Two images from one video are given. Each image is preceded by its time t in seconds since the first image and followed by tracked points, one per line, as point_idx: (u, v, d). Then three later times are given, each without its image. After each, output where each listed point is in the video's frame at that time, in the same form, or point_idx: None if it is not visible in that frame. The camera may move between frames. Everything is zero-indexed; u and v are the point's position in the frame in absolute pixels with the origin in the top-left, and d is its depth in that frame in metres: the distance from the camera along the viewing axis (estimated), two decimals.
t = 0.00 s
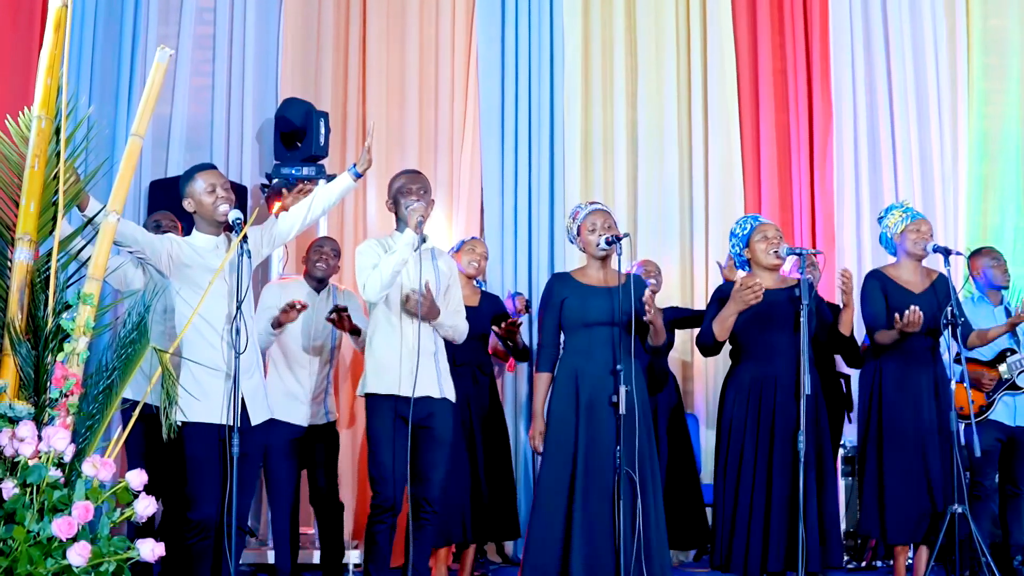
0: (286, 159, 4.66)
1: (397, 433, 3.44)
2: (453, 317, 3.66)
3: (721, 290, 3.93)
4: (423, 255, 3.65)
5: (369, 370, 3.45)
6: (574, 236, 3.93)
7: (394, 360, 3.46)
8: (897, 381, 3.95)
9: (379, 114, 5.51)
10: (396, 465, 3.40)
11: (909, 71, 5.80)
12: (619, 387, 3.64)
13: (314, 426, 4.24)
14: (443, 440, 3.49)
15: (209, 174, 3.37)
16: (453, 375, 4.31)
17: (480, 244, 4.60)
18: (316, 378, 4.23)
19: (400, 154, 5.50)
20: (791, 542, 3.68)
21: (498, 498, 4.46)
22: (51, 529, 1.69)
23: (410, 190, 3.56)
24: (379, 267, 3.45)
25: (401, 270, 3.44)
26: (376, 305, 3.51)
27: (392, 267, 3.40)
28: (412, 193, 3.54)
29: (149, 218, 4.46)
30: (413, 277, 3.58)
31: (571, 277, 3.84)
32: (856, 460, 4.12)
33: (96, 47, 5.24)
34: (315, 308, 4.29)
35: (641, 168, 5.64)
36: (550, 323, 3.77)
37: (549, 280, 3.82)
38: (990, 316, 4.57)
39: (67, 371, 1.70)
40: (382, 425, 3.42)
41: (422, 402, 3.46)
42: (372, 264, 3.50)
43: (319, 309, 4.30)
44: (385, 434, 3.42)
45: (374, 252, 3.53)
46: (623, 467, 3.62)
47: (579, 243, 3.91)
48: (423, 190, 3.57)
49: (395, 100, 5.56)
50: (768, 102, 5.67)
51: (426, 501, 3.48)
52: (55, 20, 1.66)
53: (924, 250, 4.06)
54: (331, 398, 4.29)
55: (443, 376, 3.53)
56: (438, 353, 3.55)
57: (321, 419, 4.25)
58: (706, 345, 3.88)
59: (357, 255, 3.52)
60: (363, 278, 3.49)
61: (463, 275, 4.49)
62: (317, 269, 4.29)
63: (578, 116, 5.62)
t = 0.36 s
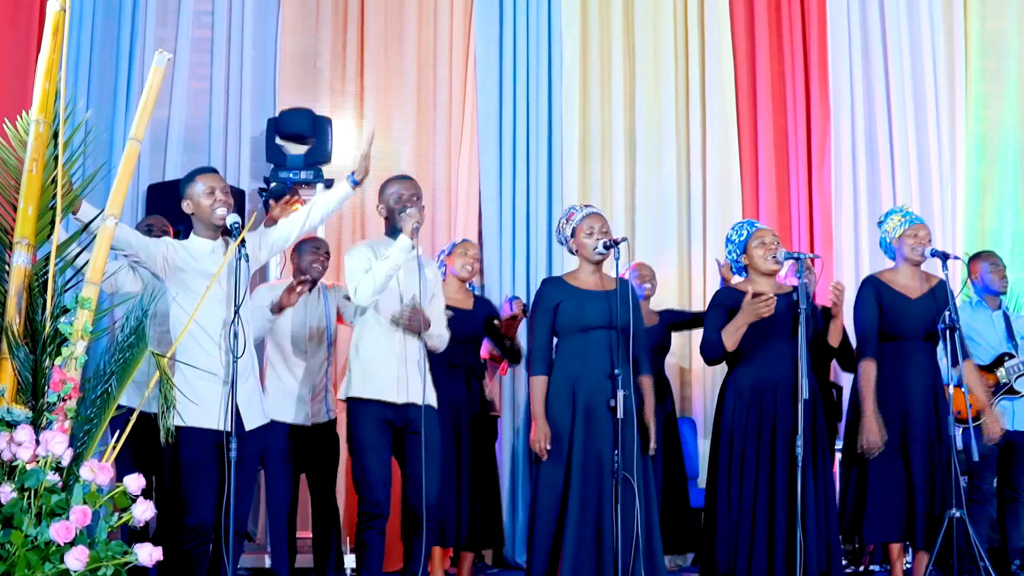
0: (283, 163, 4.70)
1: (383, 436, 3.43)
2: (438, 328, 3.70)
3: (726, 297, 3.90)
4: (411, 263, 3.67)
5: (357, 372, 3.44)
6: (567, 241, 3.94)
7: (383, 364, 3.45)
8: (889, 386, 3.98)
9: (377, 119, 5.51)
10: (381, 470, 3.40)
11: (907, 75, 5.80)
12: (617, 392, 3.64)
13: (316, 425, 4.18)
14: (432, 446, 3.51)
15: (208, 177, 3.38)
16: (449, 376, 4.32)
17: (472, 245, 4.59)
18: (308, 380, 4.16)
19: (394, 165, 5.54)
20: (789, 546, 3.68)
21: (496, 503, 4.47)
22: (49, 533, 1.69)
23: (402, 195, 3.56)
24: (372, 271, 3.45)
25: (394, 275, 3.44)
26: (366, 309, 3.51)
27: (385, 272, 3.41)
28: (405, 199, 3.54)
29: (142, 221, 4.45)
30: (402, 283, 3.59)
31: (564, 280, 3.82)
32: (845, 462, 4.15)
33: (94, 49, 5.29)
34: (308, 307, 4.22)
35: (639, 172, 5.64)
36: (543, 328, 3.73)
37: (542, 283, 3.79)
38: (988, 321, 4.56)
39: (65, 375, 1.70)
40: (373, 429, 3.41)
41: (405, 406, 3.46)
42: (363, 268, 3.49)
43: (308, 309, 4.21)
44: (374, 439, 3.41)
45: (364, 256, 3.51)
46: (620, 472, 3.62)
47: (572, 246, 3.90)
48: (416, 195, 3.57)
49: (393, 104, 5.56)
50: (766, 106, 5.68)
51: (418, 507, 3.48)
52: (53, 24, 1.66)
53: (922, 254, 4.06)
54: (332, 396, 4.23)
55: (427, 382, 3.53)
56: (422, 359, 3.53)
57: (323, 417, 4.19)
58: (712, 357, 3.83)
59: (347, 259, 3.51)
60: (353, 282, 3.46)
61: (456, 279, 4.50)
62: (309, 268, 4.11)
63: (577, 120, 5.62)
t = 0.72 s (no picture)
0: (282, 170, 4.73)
1: (386, 443, 3.42)
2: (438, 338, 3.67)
3: (727, 302, 3.90)
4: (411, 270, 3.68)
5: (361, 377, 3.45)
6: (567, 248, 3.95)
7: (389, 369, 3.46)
8: (890, 391, 3.98)
9: (377, 126, 5.52)
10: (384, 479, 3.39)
11: (905, 82, 5.82)
12: (616, 399, 3.65)
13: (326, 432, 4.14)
14: (431, 450, 3.49)
15: (210, 182, 3.38)
16: (450, 382, 4.31)
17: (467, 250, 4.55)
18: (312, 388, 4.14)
19: (397, 168, 5.52)
20: (787, 553, 3.69)
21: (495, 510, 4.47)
22: (48, 540, 1.69)
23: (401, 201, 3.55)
24: (377, 276, 3.44)
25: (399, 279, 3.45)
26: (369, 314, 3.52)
27: (392, 277, 3.41)
28: (405, 204, 3.54)
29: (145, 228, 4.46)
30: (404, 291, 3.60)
31: (562, 287, 3.79)
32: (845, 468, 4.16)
33: (94, 56, 5.30)
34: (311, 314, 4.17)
35: (638, 179, 5.65)
36: (545, 333, 3.70)
37: (540, 290, 3.76)
38: (986, 327, 4.56)
39: (64, 382, 1.70)
40: (374, 435, 3.41)
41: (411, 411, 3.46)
42: (367, 274, 3.48)
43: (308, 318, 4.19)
44: (377, 445, 3.40)
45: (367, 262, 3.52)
46: (619, 479, 3.62)
47: (571, 253, 3.91)
48: (415, 201, 3.56)
49: (392, 112, 5.58)
50: (765, 114, 5.69)
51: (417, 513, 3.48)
52: (53, 31, 1.67)
53: (922, 260, 4.08)
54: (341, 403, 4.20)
55: (429, 385, 3.53)
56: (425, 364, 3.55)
57: (333, 424, 4.16)
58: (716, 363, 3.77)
59: (349, 268, 3.50)
60: (358, 289, 3.46)
61: (452, 285, 4.49)
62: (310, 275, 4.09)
63: (576, 127, 5.63)
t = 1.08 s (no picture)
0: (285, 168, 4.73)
1: (393, 444, 3.42)
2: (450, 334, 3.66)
3: (728, 300, 3.91)
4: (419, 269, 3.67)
5: (368, 384, 3.44)
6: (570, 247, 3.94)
7: (395, 373, 3.47)
8: (896, 390, 3.98)
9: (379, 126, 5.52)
10: (392, 477, 3.39)
11: (907, 81, 5.81)
12: (618, 398, 3.65)
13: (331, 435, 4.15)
14: (440, 450, 3.50)
15: (212, 183, 3.39)
16: (456, 384, 4.32)
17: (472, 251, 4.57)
18: (322, 388, 4.15)
19: (399, 171, 5.54)
20: (791, 550, 3.69)
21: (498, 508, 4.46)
22: (51, 538, 1.69)
23: (405, 202, 3.54)
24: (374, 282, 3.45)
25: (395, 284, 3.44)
26: (374, 318, 3.53)
27: (387, 282, 3.41)
28: (407, 206, 3.52)
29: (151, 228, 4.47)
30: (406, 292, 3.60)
31: (568, 287, 3.76)
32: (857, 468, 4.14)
33: (96, 55, 5.31)
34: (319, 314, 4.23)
35: (640, 177, 5.65)
36: (554, 336, 3.67)
37: (549, 291, 3.73)
38: (988, 327, 4.60)
39: (67, 381, 1.70)
40: (384, 437, 3.41)
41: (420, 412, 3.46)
42: (367, 279, 3.52)
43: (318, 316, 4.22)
44: (384, 447, 3.41)
45: (371, 266, 3.56)
46: (621, 476, 3.64)
47: (575, 254, 3.90)
48: (418, 202, 3.54)
49: (395, 111, 5.59)
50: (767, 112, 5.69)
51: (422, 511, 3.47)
52: (55, 31, 1.67)
53: (927, 261, 4.06)
54: (348, 406, 4.19)
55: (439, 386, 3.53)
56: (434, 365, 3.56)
57: (340, 428, 4.16)
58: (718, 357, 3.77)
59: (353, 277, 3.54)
60: (358, 293, 3.49)
61: (458, 286, 4.49)
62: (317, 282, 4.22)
63: (578, 126, 5.62)
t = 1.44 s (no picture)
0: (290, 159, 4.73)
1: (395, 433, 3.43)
2: (452, 325, 3.63)
3: (733, 292, 3.89)
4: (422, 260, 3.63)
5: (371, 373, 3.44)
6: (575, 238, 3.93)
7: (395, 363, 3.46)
8: (900, 380, 3.96)
9: (383, 117, 5.51)
10: (396, 467, 3.39)
11: (913, 72, 5.79)
12: (623, 388, 3.64)
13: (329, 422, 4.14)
14: (444, 440, 3.49)
15: (217, 173, 3.39)
16: (457, 374, 4.30)
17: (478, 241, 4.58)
18: (323, 374, 4.16)
19: (403, 164, 5.53)
20: (795, 541, 3.69)
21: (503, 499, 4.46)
22: (56, 529, 1.69)
23: (408, 193, 3.54)
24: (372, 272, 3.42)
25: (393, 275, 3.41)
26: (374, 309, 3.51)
27: (384, 274, 3.37)
28: (410, 198, 3.52)
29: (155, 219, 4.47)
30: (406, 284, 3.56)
31: (570, 279, 3.81)
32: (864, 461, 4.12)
33: (100, 47, 5.29)
34: (325, 302, 4.27)
35: (645, 168, 5.64)
36: (551, 325, 3.73)
37: (550, 282, 3.78)
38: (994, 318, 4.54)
39: (71, 370, 1.71)
40: (384, 426, 3.42)
41: (422, 402, 3.46)
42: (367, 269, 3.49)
43: (325, 303, 4.26)
44: (386, 435, 3.41)
45: (372, 255, 3.54)
46: (627, 468, 3.62)
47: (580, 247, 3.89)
48: (422, 193, 3.55)
49: (399, 102, 5.58)
50: (772, 102, 5.67)
51: (427, 501, 3.46)
52: (59, 21, 1.66)
53: (932, 253, 4.05)
54: (349, 394, 4.17)
55: (442, 376, 3.53)
56: (439, 356, 3.56)
57: (336, 415, 4.14)
58: (723, 354, 3.77)
59: (357, 266, 3.53)
60: (358, 284, 3.47)
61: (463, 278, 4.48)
62: (325, 271, 4.28)
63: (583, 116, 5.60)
